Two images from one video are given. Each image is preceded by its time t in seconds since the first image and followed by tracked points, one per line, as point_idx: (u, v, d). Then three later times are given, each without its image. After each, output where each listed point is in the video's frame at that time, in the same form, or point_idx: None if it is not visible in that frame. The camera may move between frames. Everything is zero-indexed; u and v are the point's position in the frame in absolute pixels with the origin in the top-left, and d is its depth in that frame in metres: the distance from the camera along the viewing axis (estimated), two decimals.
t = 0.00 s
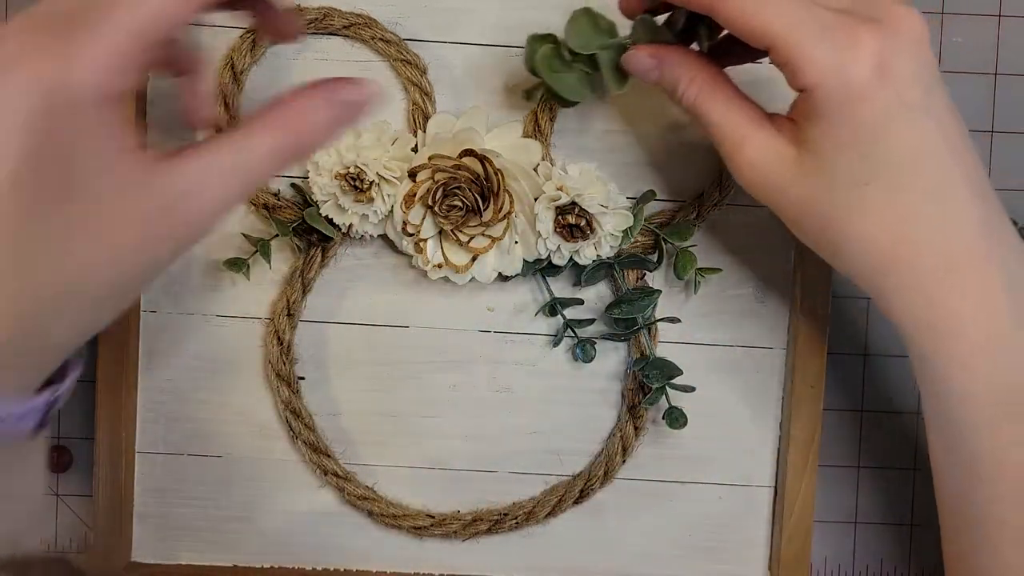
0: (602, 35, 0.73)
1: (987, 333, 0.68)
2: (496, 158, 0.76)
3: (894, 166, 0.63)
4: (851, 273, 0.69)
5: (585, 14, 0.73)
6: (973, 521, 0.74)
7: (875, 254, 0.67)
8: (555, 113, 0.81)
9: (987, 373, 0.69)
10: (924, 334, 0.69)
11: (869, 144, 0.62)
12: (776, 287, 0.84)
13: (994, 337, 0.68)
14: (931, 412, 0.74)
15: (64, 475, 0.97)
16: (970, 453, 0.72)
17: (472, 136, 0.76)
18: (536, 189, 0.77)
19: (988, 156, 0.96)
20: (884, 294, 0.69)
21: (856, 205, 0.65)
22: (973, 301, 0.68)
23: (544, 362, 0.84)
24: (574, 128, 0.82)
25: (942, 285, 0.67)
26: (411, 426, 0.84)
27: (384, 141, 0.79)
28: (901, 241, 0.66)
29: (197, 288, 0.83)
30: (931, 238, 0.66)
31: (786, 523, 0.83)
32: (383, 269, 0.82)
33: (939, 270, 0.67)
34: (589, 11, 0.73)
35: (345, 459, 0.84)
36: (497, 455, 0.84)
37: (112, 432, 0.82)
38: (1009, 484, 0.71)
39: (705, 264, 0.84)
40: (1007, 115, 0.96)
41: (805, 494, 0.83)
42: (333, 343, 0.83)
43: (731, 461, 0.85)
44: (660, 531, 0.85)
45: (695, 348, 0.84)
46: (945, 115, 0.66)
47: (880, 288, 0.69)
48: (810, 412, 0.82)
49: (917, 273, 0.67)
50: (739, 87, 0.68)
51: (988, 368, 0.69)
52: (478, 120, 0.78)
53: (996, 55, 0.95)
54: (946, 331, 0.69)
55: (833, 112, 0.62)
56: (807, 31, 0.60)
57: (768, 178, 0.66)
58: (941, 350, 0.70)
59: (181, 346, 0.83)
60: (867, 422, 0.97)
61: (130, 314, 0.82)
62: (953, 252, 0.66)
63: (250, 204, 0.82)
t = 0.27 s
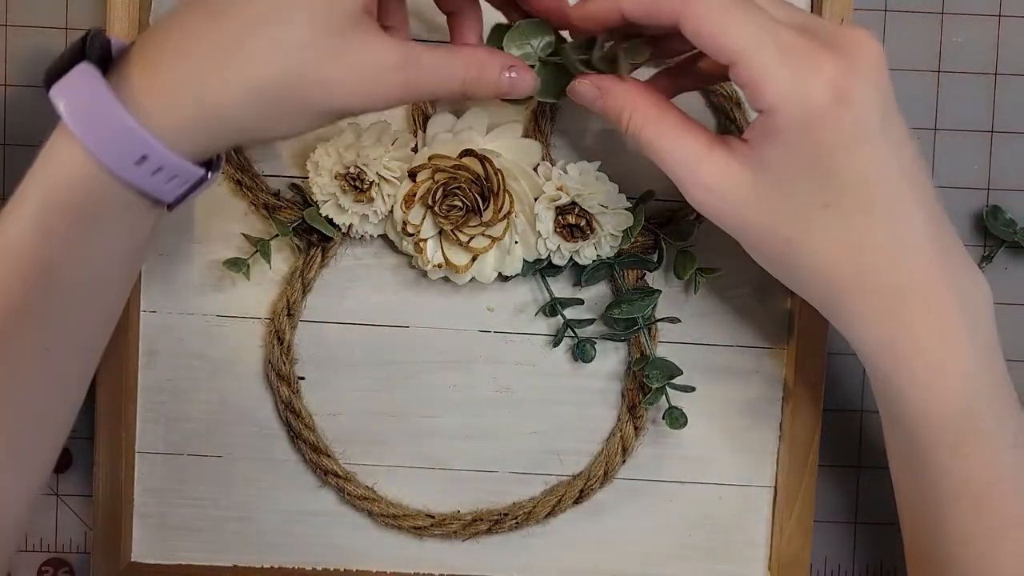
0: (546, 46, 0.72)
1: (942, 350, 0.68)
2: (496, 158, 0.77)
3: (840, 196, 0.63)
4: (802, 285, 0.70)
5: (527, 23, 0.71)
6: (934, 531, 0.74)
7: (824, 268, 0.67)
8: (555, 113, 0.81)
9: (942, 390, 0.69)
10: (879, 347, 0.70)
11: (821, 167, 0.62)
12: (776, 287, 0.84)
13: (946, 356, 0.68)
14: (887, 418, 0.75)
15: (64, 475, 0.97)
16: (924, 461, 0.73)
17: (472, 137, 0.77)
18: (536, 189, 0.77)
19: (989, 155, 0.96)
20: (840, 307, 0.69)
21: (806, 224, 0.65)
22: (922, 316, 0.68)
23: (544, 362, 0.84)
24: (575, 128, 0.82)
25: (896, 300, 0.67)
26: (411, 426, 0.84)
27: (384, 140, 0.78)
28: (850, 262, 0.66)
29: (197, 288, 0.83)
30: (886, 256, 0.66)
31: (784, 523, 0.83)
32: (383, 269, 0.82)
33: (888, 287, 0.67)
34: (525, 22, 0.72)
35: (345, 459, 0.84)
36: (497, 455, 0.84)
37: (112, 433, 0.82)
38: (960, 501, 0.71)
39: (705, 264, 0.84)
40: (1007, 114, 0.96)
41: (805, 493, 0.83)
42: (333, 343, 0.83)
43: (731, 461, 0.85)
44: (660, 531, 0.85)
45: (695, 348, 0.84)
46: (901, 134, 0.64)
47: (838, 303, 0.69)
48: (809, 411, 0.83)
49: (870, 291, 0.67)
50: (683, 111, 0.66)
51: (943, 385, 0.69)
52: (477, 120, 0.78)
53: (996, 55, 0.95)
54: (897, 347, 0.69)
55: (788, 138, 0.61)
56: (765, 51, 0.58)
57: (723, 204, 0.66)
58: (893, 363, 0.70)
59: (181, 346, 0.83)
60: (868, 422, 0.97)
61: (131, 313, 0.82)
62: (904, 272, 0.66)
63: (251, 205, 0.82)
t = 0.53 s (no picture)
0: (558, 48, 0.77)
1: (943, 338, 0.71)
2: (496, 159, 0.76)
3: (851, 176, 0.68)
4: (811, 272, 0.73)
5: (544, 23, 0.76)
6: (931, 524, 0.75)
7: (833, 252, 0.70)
8: (555, 113, 0.81)
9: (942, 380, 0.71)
10: (883, 332, 0.72)
11: (832, 145, 0.68)
12: (777, 287, 0.84)
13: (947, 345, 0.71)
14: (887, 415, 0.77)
15: (64, 475, 0.97)
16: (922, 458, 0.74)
17: (473, 136, 0.76)
18: (536, 189, 0.77)
19: (989, 155, 0.96)
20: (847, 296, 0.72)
21: (820, 202, 0.69)
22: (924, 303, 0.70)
23: (544, 362, 0.84)
24: (576, 128, 0.82)
25: (900, 288, 0.70)
26: (411, 426, 0.84)
27: (384, 141, 0.78)
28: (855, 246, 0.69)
29: (197, 288, 0.83)
30: (888, 242, 0.69)
31: (785, 523, 0.83)
32: (383, 269, 0.82)
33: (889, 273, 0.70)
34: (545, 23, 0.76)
35: (344, 459, 0.84)
36: (497, 455, 0.84)
37: (113, 433, 0.82)
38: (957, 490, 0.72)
39: (705, 264, 0.84)
40: (1007, 114, 0.96)
41: (805, 494, 0.83)
42: (333, 343, 0.83)
43: (731, 461, 0.85)
44: (660, 531, 0.85)
45: (695, 348, 0.84)
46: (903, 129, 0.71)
47: (846, 292, 0.72)
48: (809, 411, 0.83)
49: (879, 278, 0.70)
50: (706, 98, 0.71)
51: (941, 375, 0.71)
52: (478, 120, 0.79)
53: (997, 55, 0.95)
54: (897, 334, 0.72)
55: (804, 114, 0.67)
56: (781, 39, 0.66)
57: (742, 183, 0.70)
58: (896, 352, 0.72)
59: (181, 345, 0.83)
60: (868, 422, 0.97)
61: (129, 312, 0.82)
62: (902, 259, 0.70)
63: (251, 205, 0.82)
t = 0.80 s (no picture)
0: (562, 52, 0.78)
1: (941, 338, 0.71)
2: (496, 158, 0.76)
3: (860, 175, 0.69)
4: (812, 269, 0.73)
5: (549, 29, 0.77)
6: (926, 522, 0.74)
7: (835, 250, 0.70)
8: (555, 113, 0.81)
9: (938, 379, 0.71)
10: (883, 330, 0.72)
11: (842, 142, 0.69)
12: (777, 287, 0.84)
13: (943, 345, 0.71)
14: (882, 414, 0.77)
15: (64, 475, 0.97)
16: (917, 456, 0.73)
17: (472, 136, 0.76)
18: (536, 190, 0.77)
19: (989, 155, 0.96)
20: (848, 293, 0.72)
21: (828, 198, 0.69)
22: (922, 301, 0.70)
23: (544, 362, 0.84)
24: (575, 128, 0.82)
25: (897, 284, 0.70)
26: (411, 426, 0.84)
27: (384, 141, 0.78)
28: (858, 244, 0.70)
29: (197, 288, 0.83)
30: (889, 240, 0.70)
31: (785, 523, 0.83)
32: (383, 269, 0.82)
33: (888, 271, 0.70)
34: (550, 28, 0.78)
35: (344, 459, 0.84)
36: (497, 455, 0.84)
37: (113, 433, 0.82)
38: (952, 488, 0.72)
39: (705, 264, 0.84)
40: (1007, 114, 0.96)
41: (805, 494, 0.83)
42: (333, 343, 0.83)
43: (732, 461, 0.85)
44: (660, 531, 0.85)
45: (695, 348, 0.84)
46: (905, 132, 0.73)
47: (847, 288, 0.72)
48: (809, 410, 0.83)
49: (880, 274, 0.70)
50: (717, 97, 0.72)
51: (938, 374, 0.71)
52: (478, 121, 0.78)
53: (996, 55, 0.95)
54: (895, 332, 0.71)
55: (812, 111, 0.69)
56: (798, 37, 0.68)
57: (755, 179, 0.70)
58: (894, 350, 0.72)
59: (181, 345, 0.83)
60: (868, 422, 0.97)
61: (129, 312, 0.82)
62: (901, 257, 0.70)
63: (251, 205, 0.82)
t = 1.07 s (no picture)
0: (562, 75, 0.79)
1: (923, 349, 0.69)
2: (496, 159, 0.76)
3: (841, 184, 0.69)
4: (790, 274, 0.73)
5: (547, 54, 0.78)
6: (911, 535, 0.71)
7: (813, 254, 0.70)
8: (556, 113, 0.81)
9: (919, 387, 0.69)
10: (862, 338, 0.71)
11: (822, 151, 0.69)
12: (777, 287, 0.84)
13: (923, 354, 0.69)
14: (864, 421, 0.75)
15: (64, 475, 0.97)
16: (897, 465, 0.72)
17: (472, 136, 0.76)
18: (537, 190, 0.77)
19: (989, 155, 0.96)
20: (827, 300, 0.71)
21: (807, 205, 0.69)
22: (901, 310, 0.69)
23: (544, 362, 0.84)
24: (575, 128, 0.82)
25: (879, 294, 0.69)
26: (411, 426, 0.84)
27: (384, 141, 0.78)
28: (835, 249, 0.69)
29: (197, 288, 0.83)
30: (869, 251, 0.69)
31: (785, 523, 0.83)
32: (383, 269, 0.82)
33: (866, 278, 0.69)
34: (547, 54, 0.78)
35: (345, 459, 0.84)
36: (497, 455, 0.84)
37: (113, 433, 0.82)
38: (935, 497, 0.70)
39: (705, 264, 0.84)
40: (1007, 114, 0.96)
41: (805, 494, 0.83)
42: (334, 343, 0.83)
43: (732, 461, 0.85)
44: (660, 531, 0.85)
45: (695, 348, 0.84)
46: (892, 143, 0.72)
47: (826, 296, 0.71)
48: (809, 409, 0.83)
49: (858, 281, 0.70)
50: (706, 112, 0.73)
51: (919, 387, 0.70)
52: (478, 121, 0.78)
53: (997, 55, 0.95)
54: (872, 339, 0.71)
55: (793, 122, 0.69)
56: (776, 51, 0.69)
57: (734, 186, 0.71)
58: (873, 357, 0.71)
59: (181, 345, 0.83)
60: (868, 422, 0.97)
61: (129, 312, 0.82)
62: (880, 264, 0.69)
63: (251, 205, 0.82)
